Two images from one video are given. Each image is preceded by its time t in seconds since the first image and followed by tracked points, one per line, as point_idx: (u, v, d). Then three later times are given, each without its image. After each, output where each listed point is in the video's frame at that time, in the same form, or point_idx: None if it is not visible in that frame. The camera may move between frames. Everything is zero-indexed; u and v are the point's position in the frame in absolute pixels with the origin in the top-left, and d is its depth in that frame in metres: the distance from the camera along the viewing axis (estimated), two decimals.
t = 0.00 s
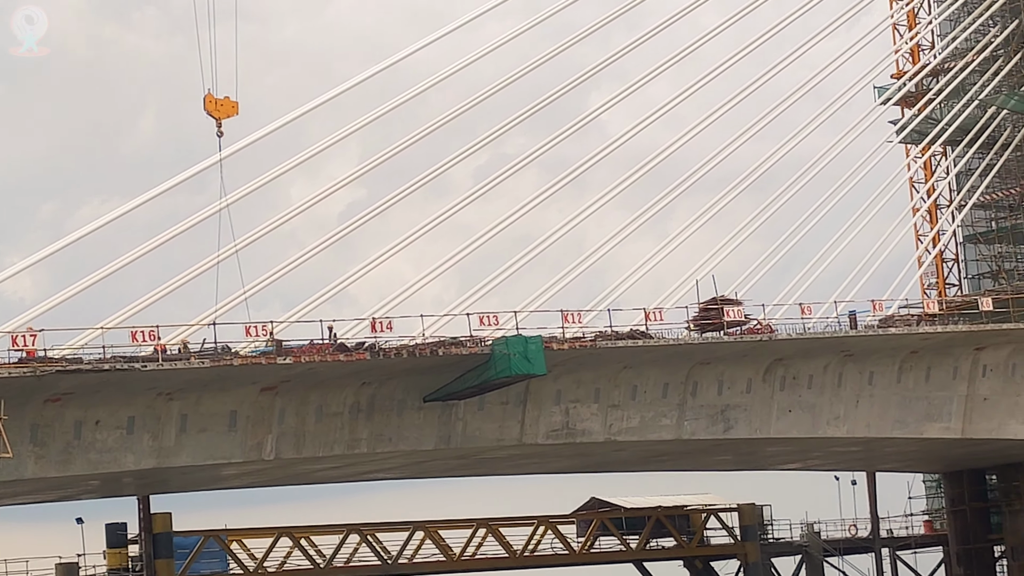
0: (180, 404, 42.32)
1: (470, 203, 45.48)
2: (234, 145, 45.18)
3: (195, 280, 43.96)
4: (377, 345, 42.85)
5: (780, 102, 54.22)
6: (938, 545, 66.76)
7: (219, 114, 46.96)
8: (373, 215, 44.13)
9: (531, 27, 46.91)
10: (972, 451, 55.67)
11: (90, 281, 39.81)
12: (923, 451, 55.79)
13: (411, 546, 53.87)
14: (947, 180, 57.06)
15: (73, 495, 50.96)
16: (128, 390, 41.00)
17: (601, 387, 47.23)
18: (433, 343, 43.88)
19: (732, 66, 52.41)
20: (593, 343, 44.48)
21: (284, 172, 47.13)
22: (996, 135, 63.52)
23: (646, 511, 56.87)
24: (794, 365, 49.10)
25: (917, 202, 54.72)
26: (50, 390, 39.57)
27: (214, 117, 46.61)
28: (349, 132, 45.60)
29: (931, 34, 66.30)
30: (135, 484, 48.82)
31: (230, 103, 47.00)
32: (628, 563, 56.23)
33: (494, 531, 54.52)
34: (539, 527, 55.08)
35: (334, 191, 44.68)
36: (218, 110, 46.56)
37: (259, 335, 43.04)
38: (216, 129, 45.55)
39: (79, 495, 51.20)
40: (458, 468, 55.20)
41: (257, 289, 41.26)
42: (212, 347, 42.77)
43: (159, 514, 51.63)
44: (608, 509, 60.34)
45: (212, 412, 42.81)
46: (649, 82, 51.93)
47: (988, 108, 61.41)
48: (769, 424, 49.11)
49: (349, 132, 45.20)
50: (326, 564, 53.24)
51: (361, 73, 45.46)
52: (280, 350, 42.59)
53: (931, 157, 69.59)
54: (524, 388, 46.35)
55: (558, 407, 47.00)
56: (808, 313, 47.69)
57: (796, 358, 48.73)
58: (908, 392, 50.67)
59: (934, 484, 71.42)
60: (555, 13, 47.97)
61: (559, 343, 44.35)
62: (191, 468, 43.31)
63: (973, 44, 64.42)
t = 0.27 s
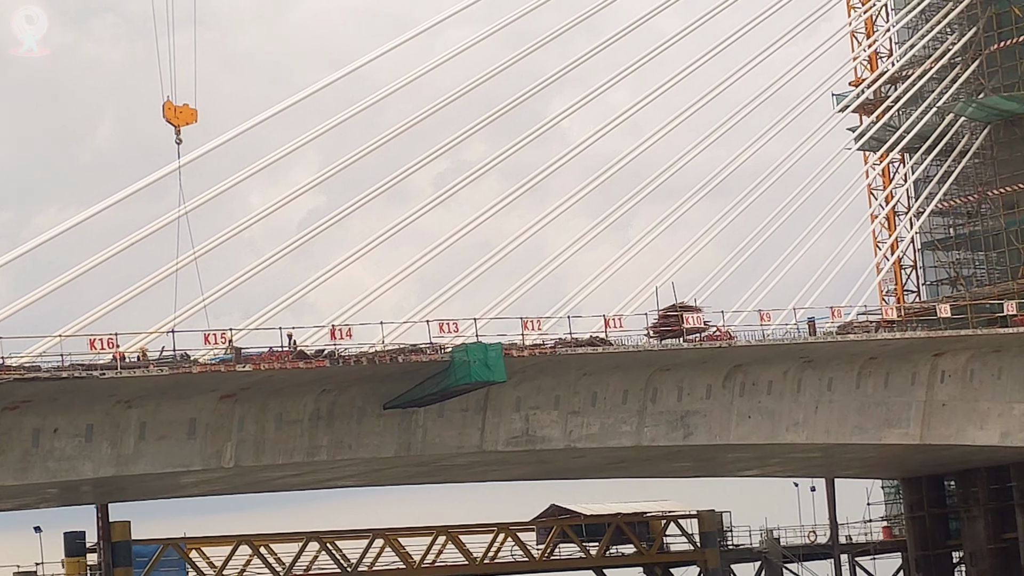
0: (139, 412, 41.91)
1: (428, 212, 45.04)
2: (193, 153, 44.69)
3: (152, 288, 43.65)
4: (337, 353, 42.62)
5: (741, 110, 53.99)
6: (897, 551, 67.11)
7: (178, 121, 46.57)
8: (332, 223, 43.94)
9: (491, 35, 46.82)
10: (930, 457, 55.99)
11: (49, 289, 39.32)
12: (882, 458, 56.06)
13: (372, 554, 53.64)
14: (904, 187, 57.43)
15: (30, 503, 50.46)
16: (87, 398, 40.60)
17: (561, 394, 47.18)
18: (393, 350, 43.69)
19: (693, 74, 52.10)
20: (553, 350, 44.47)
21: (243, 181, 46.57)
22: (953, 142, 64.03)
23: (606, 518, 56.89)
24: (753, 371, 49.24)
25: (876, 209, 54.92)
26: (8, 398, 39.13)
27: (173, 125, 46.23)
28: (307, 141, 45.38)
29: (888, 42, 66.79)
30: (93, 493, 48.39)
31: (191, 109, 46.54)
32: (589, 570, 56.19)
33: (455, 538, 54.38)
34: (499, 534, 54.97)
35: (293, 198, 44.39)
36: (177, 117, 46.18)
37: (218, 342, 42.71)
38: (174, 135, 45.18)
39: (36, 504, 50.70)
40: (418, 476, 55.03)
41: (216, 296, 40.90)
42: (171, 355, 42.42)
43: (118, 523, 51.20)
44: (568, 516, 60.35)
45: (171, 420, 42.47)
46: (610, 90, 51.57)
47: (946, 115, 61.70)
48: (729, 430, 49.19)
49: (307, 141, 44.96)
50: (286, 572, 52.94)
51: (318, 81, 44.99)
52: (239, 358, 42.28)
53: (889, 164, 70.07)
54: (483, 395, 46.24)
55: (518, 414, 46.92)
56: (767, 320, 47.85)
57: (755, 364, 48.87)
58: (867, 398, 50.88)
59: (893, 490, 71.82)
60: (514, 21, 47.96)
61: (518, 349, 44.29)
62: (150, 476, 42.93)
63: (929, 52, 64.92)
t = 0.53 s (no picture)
0: (98, 418, 41.53)
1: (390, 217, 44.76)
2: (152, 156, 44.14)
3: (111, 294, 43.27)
4: (297, 358, 42.37)
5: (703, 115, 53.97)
6: (857, 555, 67.39)
7: (138, 126, 46.16)
8: (291, 228, 43.63)
9: (452, 39, 46.65)
10: (889, 461, 56.25)
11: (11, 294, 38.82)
12: (842, 462, 56.29)
13: (333, 559, 53.37)
14: (863, 192, 57.66)
15: None
16: (46, 404, 40.19)
17: (522, 399, 47.13)
18: (354, 355, 43.47)
19: (655, 79, 52.01)
20: (514, 355, 44.36)
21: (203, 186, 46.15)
22: (912, 147, 64.40)
23: (567, 523, 56.81)
24: (713, 376, 49.33)
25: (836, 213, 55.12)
26: None
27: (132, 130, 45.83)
28: (266, 147, 45.04)
29: (848, 46, 67.13)
30: (53, 499, 47.93)
31: (151, 114, 46.15)
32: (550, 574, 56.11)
33: (416, 543, 54.19)
34: (460, 540, 54.82)
35: (254, 203, 44.05)
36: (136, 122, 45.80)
37: (178, 348, 42.36)
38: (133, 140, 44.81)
39: None
40: (380, 481, 54.81)
41: (176, 301, 40.55)
42: (131, 361, 42.06)
43: (78, 529, 50.73)
44: (530, 521, 60.32)
45: (131, 426, 42.11)
46: (573, 94, 51.42)
47: (905, 120, 62.06)
48: (689, 435, 49.25)
49: (266, 146, 44.62)
50: None
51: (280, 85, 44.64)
52: (199, 364, 41.95)
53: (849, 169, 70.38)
54: (444, 400, 46.09)
55: (478, 419, 46.80)
56: (727, 325, 47.96)
57: (716, 369, 48.96)
58: (826, 403, 51.05)
59: (853, 494, 72.10)
60: (476, 25, 47.80)
61: (479, 354, 44.18)
62: (110, 482, 42.54)
63: (889, 58, 65.25)
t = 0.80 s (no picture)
0: (54, 423, 41.06)
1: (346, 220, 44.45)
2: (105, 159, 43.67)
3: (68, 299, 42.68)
4: (254, 362, 42.04)
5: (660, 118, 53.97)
6: (814, 557, 67.65)
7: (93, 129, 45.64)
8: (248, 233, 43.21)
9: (409, 41, 46.44)
10: (845, 464, 56.49)
11: None
12: (799, 464, 56.49)
13: (290, 564, 53.00)
14: (820, 195, 57.86)
15: None
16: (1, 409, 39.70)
17: (479, 402, 47.00)
18: (311, 360, 43.17)
19: (611, 81, 52.01)
20: (471, 359, 44.20)
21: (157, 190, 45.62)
22: (867, 151, 64.73)
23: (525, 526, 56.67)
24: (670, 380, 49.37)
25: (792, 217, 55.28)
26: None
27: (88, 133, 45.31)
28: (220, 150, 44.65)
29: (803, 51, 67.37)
30: (7, 504, 47.35)
31: (107, 117, 45.67)
32: None
33: (373, 547, 53.93)
34: (418, 544, 54.58)
35: (209, 207, 43.67)
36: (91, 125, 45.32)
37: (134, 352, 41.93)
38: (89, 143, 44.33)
39: None
40: (338, 485, 54.49)
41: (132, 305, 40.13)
42: (87, 365, 41.61)
43: (33, 534, 50.14)
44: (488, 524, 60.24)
45: (87, 431, 41.66)
46: (528, 98, 51.33)
47: (860, 124, 62.35)
48: (646, 439, 49.26)
49: (221, 150, 44.23)
50: None
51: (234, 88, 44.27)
52: (155, 368, 41.53)
53: (804, 173, 70.66)
54: (402, 404, 45.87)
55: (436, 423, 46.60)
56: (684, 328, 48.00)
57: (673, 373, 48.99)
58: (783, 406, 51.18)
59: (809, 497, 72.38)
60: (431, 27, 47.56)
61: (436, 358, 43.99)
62: (65, 487, 42.06)
63: (844, 61, 65.46)
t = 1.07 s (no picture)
0: (14, 429, 40.61)
1: (309, 225, 44.23)
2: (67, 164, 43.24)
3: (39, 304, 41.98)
4: (215, 368, 41.74)
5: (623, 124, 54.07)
6: (776, 562, 67.77)
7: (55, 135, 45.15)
8: (209, 238, 42.83)
9: (372, 46, 46.33)
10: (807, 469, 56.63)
11: None
12: (761, 469, 56.58)
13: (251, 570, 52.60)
14: (781, 200, 58.00)
15: None
16: None
17: (441, 408, 46.80)
18: (272, 365, 42.89)
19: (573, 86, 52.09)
20: (433, 364, 44.01)
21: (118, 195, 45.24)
22: (829, 157, 65.07)
23: (487, 532, 56.45)
24: (632, 385, 49.35)
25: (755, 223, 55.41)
26: None
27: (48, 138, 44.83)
28: (183, 154, 44.35)
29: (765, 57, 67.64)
30: None
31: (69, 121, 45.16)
32: None
33: (335, 553, 53.68)
34: (380, 549, 54.30)
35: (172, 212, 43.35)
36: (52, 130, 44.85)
37: (95, 358, 41.55)
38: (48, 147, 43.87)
39: None
40: (301, 491, 54.16)
41: (93, 310, 39.76)
42: (48, 371, 41.19)
43: None
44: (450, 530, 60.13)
45: (47, 437, 41.22)
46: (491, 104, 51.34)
47: (822, 129, 62.71)
48: (609, 444, 49.18)
49: (184, 154, 43.95)
50: None
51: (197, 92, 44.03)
52: (116, 374, 41.17)
53: (766, 179, 70.97)
54: (363, 410, 45.62)
55: (398, 428, 46.35)
56: (646, 333, 47.99)
57: (635, 378, 48.98)
58: (745, 411, 51.26)
59: (771, 502, 72.51)
60: (394, 32, 47.43)
61: (398, 363, 43.77)
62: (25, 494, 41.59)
63: (805, 67, 65.79)
